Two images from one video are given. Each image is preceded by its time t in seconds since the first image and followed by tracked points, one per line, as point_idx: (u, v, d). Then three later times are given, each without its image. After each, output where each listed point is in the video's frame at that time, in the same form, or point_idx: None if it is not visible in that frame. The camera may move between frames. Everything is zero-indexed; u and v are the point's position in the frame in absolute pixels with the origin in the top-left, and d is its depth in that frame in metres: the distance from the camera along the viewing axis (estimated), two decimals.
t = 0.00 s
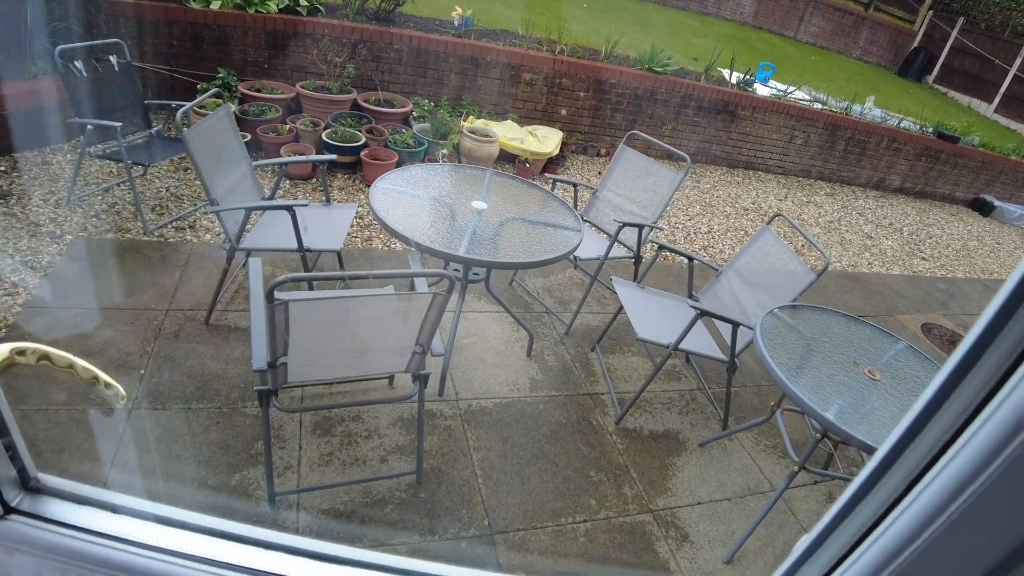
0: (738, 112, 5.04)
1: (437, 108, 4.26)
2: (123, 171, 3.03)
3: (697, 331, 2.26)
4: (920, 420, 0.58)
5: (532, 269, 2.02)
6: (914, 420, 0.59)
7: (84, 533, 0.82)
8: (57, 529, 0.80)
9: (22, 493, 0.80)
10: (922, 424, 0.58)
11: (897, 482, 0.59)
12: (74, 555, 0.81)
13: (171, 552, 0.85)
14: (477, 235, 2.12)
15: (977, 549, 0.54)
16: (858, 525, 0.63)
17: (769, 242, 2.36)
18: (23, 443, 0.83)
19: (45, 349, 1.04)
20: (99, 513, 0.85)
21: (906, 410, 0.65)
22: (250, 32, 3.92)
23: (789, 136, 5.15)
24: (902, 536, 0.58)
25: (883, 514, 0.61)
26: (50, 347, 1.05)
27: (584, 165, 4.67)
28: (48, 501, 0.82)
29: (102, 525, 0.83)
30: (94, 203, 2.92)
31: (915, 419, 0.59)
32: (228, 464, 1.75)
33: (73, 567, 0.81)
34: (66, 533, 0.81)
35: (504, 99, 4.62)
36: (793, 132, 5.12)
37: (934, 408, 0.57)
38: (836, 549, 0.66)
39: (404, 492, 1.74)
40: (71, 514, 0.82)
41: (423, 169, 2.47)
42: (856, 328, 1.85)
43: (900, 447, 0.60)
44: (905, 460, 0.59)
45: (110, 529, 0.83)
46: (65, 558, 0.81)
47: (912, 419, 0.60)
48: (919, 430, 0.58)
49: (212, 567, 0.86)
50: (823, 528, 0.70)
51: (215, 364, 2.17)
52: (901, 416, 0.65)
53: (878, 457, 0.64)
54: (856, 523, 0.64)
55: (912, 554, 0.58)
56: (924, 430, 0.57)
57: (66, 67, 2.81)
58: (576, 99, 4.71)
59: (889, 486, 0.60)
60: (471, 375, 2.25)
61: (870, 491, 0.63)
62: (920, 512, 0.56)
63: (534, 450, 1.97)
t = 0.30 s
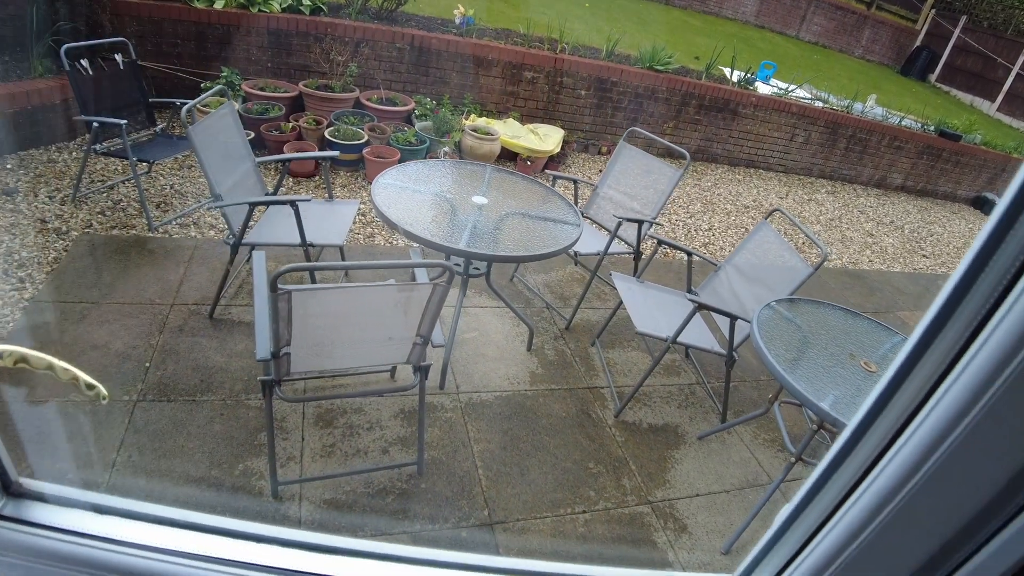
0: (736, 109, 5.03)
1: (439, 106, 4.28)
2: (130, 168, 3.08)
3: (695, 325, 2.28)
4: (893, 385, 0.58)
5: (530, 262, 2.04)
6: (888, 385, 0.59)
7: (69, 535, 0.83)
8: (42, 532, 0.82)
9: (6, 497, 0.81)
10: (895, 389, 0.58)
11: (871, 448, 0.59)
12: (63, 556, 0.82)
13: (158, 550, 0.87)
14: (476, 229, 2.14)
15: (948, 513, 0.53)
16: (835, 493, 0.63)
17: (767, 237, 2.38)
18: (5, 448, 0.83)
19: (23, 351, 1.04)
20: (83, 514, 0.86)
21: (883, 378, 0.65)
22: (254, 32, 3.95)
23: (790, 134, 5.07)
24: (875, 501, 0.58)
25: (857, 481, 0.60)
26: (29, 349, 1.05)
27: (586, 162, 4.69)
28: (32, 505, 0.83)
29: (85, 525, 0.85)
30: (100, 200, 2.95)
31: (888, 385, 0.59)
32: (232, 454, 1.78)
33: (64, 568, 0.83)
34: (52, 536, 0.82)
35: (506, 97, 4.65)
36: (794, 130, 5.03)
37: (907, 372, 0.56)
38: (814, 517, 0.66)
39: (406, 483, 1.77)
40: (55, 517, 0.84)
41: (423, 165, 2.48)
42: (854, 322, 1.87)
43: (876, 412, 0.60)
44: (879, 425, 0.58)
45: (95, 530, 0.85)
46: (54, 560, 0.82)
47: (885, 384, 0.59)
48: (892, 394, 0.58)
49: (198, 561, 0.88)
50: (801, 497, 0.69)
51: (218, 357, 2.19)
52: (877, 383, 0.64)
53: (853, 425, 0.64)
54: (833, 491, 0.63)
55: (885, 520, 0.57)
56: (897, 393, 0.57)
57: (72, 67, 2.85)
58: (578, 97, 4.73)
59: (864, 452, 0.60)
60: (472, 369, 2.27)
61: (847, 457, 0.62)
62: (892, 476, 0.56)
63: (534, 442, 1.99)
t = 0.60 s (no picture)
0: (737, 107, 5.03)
1: (440, 105, 4.29)
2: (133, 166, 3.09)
3: (694, 322, 2.28)
4: (882, 370, 0.58)
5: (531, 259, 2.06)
6: (876, 371, 0.59)
7: (47, 556, 0.71)
8: (14, 553, 0.70)
9: None
10: (883, 374, 0.58)
11: (862, 433, 0.59)
12: None
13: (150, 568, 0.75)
14: (477, 227, 2.15)
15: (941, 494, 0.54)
16: (827, 479, 0.63)
17: (766, 235, 2.38)
18: None
19: None
20: (61, 530, 0.74)
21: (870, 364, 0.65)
22: (255, 31, 3.96)
23: (791, 133, 5.04)
24: (868, 485, 0.58)
25: (850, 466, 0.60)
26: None
27: (586, 161, 4.71)
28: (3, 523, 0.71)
29: (63, 543, 0.73)
30: (102, 198, 2.96)
31: (877, 370, 0.59)
32: (233, 449, 1.79)
33: None
34: (29, 557, 0.71)
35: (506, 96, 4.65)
36: (795, 128, 5.00)
37: (895, 359, 0.57)
38: (806, 505, 0.66)
39: (406, 478, 1.78)
40: (30, 535, 0.72)
41: (422, 162, 2.49)
42: (853, 318, 1.88)
43: (864, 398, 0.60)
44: (869, 411, 0.59)
45: (76, 548, 0.73)
46: None
47: (874, 370, 0.60)
48: (881, 379, 0.58)
49: None
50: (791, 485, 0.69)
51: (220, 354, 2.20)
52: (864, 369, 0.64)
53: (842, 414, 0.64)
54: (824, 477, 0.63)
55: (879, 503, 0.58)
56: (887, 378, 0.57)
57: (76, 66, 2.86)
58: (579, 96, 4.72)
59: (856, 437, 0.60)
60: (472, 365, 2.28)
61: (838, 443, 0.62)
62: (885, 459, 0.56)
63: (535, 438, 2.00)
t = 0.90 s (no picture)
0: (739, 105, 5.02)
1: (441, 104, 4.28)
2: (132, 165, 3.06)
3: (695, 320, 2.27)
4: (888, 371, 0.57)
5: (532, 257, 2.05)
6: (881, 372, 0.58)
7: None
8: None
9: None
10: (890, 375, 0.57)
11: (868, 436, 0.58)
12: None
13: None
14: (477, 225, 2.14)
15: (949, 497, 0.53)
16: (833, 482, 0.62)
17: (767, 233, 2.37)
18: None
19: None
20: (36, 562, 0.74)
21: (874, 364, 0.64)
22: (256, 30, 3.96)
23: (793, 131, 5.01)
24: (876, 489, 0.57)
25: (856, 469, 0.59)
26: None
27: (588, 159, 4.69)
28: None
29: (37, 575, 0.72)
30: (103, 197, 2.95)
31: (882, 371, 0.58)
32: (232, 447, 1.78)
33: None
34: None
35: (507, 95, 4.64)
36: (797, 126, 4.98)
37: (901, 359, 0.55)
38: (811, 507, 0.65)
39: (405, 476, 1.77)
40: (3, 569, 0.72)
41: (422, 161, 2.48)
42: (856, 317, 1.87)
43: (870, 399, 0.59)
44: (876, 412, 0.57)
45: None
46: None
47: (879, 371, 0.58)
48: (887, 380, 0.57)
49: None
50: (795, 487, 0.68)
51: (220, 352, 2.19)
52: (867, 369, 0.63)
53: (847, 415, 0.63)
54: (829, 480, 0.62)
55: (886, 506, 0.56)
56: (893, 379, 0.56)
57: (75, 65, 2.86)
58: (580, 95, 4.71)
59: (862, 439, 0.59)
60: (473, 363, 2.27)
61: (844, 445, 0.61)
62: (892, 463, 0.55)
63: (535, 438, 1.99)
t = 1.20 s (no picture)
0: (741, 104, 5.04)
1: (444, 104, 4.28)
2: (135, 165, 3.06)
3: (697, 319, 2.27)
4: (890, 372, 0.57)
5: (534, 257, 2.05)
6: (884, 372, 0.58)
7: None
8: None
9: None
10: (891, 376, 0.57)
11: (871, 436, 0.58)
12: None
13: None
14: (478, 225, 2.14)
15: (950, 497, 0.53)
16: (836, 482, 0.62)
17: (770, 233, 2.36)
18: None
19: None
20: None
21: (876, 364, 0.64)
22: (259, 30, 3.96)
23: (796, 131, 4.98)
24: (878, 489, 0.57)
25: (858, 470, 0.59)
26: None
27: (590, 159, 4.70)
28: None
29: None
30: (106, 197, 2.95)
31: (884, 371, 0.58)
32: (234, 446, 1.78)
33: None
34: None
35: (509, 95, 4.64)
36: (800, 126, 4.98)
37: (903, 360, 0.55)
38: (813, 508, 0.65)
39: (407, 476, 1.77)
40: None
41: (424, 161, 2.49)
42: (858, 317, 1.87)
43: (872, 400, 0.59)
44: (878, 413, 0.57)
45: None
46: None
47: (882, 371, 0.58)
48: (888, 381, 0.57)
49: None
50: (797, 486, 0.68)
51: (223, 351, 2.18)
52: (868, 370, 0.63)
53: (849, 414, 0.63)
54: (831, 481, 0.62)
55: (888, 507, 0.56)
56: (895, 380, 0.56)
57: (80, 65, 2.87)
58: (582, 94, 4.75)
59: (864, 440, 0.59)
60: (474, 363, 2.27)
61: (846, 445, 0.61)
62: (894, 464, 0.55)
63: (536, 437, 2.00)
